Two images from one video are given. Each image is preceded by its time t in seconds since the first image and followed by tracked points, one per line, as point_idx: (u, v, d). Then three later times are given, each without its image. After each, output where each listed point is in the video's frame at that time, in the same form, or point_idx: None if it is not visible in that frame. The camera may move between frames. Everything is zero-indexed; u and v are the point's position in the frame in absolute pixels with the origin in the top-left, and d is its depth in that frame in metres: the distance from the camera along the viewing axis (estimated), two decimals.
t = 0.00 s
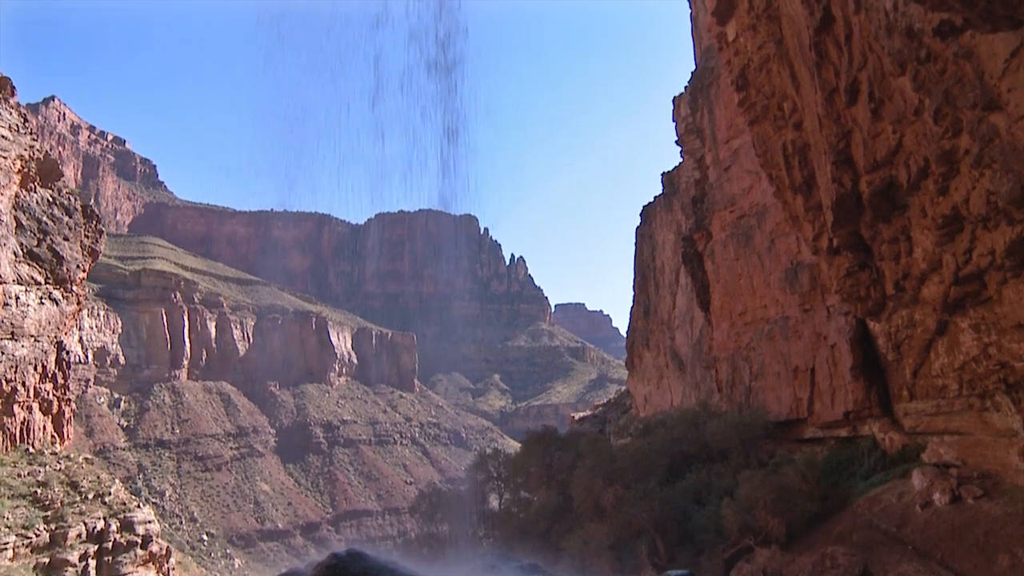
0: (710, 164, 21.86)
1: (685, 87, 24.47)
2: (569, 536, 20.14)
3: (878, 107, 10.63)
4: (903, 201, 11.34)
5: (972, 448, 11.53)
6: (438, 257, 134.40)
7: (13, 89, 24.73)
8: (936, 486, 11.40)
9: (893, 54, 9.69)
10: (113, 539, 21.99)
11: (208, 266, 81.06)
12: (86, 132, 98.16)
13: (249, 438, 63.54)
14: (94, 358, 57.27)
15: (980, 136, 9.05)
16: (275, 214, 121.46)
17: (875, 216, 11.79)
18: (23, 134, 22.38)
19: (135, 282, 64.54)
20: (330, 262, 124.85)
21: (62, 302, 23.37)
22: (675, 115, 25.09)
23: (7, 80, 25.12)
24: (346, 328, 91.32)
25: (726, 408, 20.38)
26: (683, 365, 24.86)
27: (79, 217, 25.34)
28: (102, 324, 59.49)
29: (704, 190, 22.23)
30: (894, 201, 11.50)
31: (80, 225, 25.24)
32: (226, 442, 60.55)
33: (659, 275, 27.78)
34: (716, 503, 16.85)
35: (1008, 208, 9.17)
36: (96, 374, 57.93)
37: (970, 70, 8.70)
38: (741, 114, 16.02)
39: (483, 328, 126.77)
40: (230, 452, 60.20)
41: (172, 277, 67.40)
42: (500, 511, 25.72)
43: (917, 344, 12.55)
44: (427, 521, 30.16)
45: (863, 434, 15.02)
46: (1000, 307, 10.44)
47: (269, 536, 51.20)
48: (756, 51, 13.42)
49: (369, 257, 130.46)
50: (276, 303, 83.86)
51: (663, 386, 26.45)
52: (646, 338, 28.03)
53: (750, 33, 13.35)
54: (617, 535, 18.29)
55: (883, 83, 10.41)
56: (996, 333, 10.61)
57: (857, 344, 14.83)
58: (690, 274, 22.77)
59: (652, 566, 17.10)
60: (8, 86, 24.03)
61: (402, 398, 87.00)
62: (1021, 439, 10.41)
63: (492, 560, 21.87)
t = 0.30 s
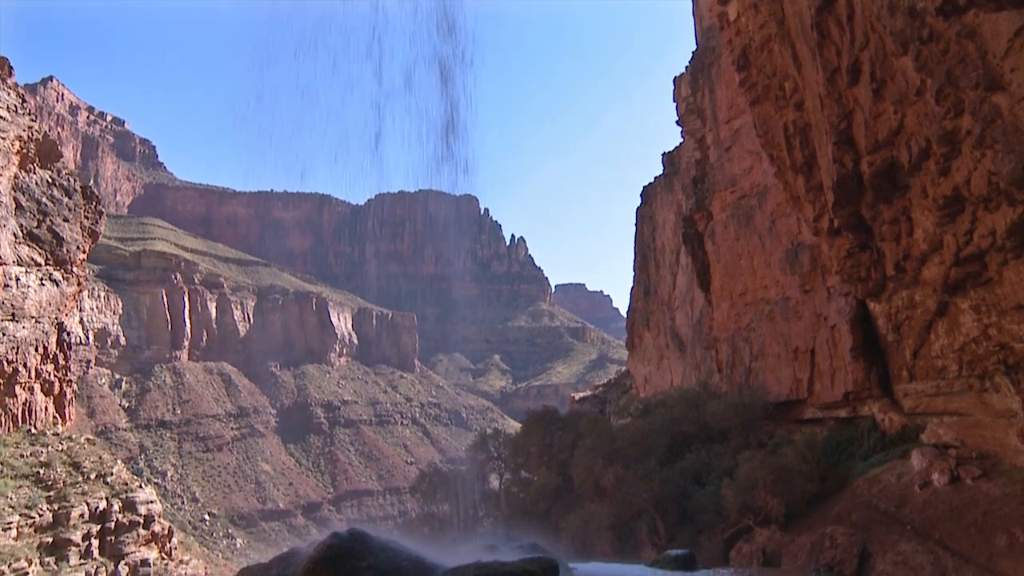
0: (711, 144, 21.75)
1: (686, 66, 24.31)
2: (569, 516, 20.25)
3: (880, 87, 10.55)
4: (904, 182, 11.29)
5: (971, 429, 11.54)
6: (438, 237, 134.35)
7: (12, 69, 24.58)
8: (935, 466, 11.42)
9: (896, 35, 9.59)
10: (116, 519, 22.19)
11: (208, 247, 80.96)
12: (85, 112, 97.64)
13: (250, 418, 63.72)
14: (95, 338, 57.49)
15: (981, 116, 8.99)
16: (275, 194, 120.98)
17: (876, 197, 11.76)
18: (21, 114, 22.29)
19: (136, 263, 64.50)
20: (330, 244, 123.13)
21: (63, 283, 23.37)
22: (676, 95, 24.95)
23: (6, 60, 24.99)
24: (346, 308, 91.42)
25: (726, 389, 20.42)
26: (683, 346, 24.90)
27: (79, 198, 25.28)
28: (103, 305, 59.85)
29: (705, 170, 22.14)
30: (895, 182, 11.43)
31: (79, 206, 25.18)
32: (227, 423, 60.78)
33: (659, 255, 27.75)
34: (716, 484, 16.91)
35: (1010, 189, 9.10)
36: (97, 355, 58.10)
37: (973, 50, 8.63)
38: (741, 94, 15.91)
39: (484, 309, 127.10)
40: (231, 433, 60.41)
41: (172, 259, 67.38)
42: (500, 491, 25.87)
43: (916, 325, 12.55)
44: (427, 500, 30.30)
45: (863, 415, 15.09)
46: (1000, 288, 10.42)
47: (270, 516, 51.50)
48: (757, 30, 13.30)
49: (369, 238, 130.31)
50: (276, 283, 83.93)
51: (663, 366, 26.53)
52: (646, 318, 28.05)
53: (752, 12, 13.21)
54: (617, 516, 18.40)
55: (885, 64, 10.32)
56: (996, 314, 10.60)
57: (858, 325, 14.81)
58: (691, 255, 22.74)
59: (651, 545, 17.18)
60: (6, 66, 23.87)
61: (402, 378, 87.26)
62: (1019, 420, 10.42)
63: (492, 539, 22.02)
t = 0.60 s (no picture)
0: (712, 122, 21.62)
1: (688, 43, 24.12)
2: (569, 494, 20.37)
3: (882, 65, 10.46)
4: (905, 160, 11.23)
5: (970, 408, 11.57)
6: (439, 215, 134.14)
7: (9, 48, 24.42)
8: (934, 445, 11.45)
9: (900, 12, 9.49)
10: (118, 497, 22.42)
11: (208, 226, 80.87)
12: (83, 90, 97.04)
13: (252, 397, 64.05)
14: (96, 318, 57.63)
15: (984, 95, 8.91)
16: (275, 173, 120.53)
17: (877, 175, 11.70)
18: (19, 93, 22.18)
19: (136, 243, 64.38)
20: (330, 222, 123.92)
21: (63, 262, 23.36)
22: (677, 73, 24.78)
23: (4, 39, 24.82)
24: (347, 287, 91.47)
25: (726, 367, 20.47)
26: (683, 324, 24.92)
27: (79, 177, 25.22)
28: (103, 284, 59.63)
29: (706, 148, 22.04)
30: (896, 160, 11.37)
31: (79, 185, 25.12)
32: (228, 401, 61.13)
33: (660, 233, 27.69)
34: (715, 462, 16.99)
35: (1013, 168, 9.03)
36: (98, 335, 58.20)
37: (977, 28, 8.55)
38: (743, 71, 15.79)
39: (484, 287, 127.10)
40: (233, 411, 60.75)
41: (172, 238, 67.31)
42: (501, 468, 26.01)
43: (917, 304, 12.54)
44: (428, 478, 30.49)
45: (863, 394, 15.13)
46: (1000, 268, 10.40)
47: (272, 494, 51.89)
48: (759, 7, 13.17)
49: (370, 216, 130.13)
50: (277, 262, 83.93)
51: (663, 344, 26.58)
52: (646, 297, 28.07)
53: None
54: (617, 493, 18.48)
55: (888, 41, 10.23)
56: (996, 293, 10.58)
57: (858, 304, 14.79)
58: (691, 233, 22.68)
59: (651, 522, 17.25)
60: (4, 44, 23.73)
61: (403, 356, 87.50)
62: (1019, 399, 10.42)
63: (493, 516, 22.18)
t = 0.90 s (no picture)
0: (712, 102, 21.53)
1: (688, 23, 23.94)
2: (570, 474, 20.46)
3: (885, 45, 10.38)
4: (906, 140, 11.17)
5: (970, 388, 11.57)
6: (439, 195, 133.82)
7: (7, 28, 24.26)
8: (934, 426, 11.47)
9: None
10: (120, 478, 22.57)
11: (208, 207, 80.69)
12: (82, 71, 96.43)
13: (252, 377, 64.27)
14: (97, 299, 57.64)
15: (987, 75, 8.83)
16: (274, 153, 120.05)
17: (878, 156, 11.65)
18: (17, 73, 22.09)
19: (136, 224, 64.22)
20: (330, 201, 124.38)
21: (63, 243, 23.34)
22: (678, 52, 24.63)
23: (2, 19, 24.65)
24: (347, 267, 91.42)
25: (726, 347, 20.50)
26: (683, 305, 24.94)
27: (78, 158, 25.15)
28: (103, 265, 59.59)
29: (707, 128, 21.96)
30: (898, 141, 11.31)
31: (79, 166, 25.05)
32: (229, 381, 61.33)
33: (660, 213, 27.63)
34: (715, 442, 17.05)
35: (1015, 148, 8.98)
36: (98, 316, 58.26)
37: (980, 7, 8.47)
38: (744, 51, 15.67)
39: (485, 267, 127.06)
40: (234, 392, 60.97)
41: (173, 219, 67.19)
42: (501, 449, 26.11)
43: (917, 285, 12.53)
44: (428, 458, 30.65)
45: (862, 374, 15.15)
46: (1001, 249, 10.37)
47: (273, 475, 52.16)
48: None
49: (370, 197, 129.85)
50: (277, 243, 83.81)
51: (663, 325, 26.61)
52: (646, 277, 28.07)
53: None
54: (617, 474, 18.56)
55: (890, 21, 10.13)
56: (997, 275, 10.56)
57: (858, 285, 14.78)
58: (692, 214, 22.64)
59: (651, 502, 17.31)
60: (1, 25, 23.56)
61: (403, 337, 87.62)
62: (1018, 379, 10.41)
63: (493, 496, 22.29)
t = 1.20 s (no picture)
0: (713, 83, 21.40)
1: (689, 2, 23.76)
2: (570, 455, 20.54)
3: (887, 26, 10.30)
4: (908, 121, 11.11)
5: (970, 369, 11.59)
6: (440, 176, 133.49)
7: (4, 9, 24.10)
8: (933, 407, 11.51)
9: None
10: (122, 459, 22.65)
11: (208, 188, 80.56)
12: (80, 52, 95.90)
13: (253, 358, 64.43)
14: (97, 282, 57.59)
15: (991, 55, 8.75)
16: (274, 135, 119.62)
17: (879, 137, 11.60)
18: (15, 54, 21.97)
19: (136, 206, 64.11)
20: (331, 182, 124.23)
21: (63, 225, 23.30)
22: (678, 33, 24.47)
23: None
24: (348, 249, 91.36)
25: (726, 329, 20.53)
26: (683, 286, 24.94)
27: (77, 139, 25.05)
28: (104, 247, 59.51)
29: (708, 109, 21.85)
30: (900, 122, 11.25)
31: (78, 147, 24.96)
32: (230, 363, 61.51)
33: (661, 194, 27.57)
34: (715, 424, 17.10)
35: (1017, 129, 8.93)
36: (99, 298, 58.27)
37: None
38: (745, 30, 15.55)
39: (485, 248, 127.03)
40: (234, 372, 61.17)
41: (172, 201, 67.09)
42: (502, 430, 26.22)
43: (917, 267, 12.51)
44: (428, 439, 30.80)
45: (862, 356, 15.17)
46: (1002, 230, 10.34)
47: (275, 455, 52.44)
48: None
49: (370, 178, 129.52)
50: (277, 224, 83.68)
51: (663, 306, 26.64)
52: (647, 259, 28.05)
53: None
54: (618, 455, 18.64)
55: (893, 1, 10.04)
56: (998, 257, 10.53)
57: (859, 267, 14.76)
58: (692, 195, 22.58)
59: (651, 483, 17.36)
60: None
61: (404, 318, 87.73)
62: (1018, 361, 10.41)
63: (494, 477, 22.41)
